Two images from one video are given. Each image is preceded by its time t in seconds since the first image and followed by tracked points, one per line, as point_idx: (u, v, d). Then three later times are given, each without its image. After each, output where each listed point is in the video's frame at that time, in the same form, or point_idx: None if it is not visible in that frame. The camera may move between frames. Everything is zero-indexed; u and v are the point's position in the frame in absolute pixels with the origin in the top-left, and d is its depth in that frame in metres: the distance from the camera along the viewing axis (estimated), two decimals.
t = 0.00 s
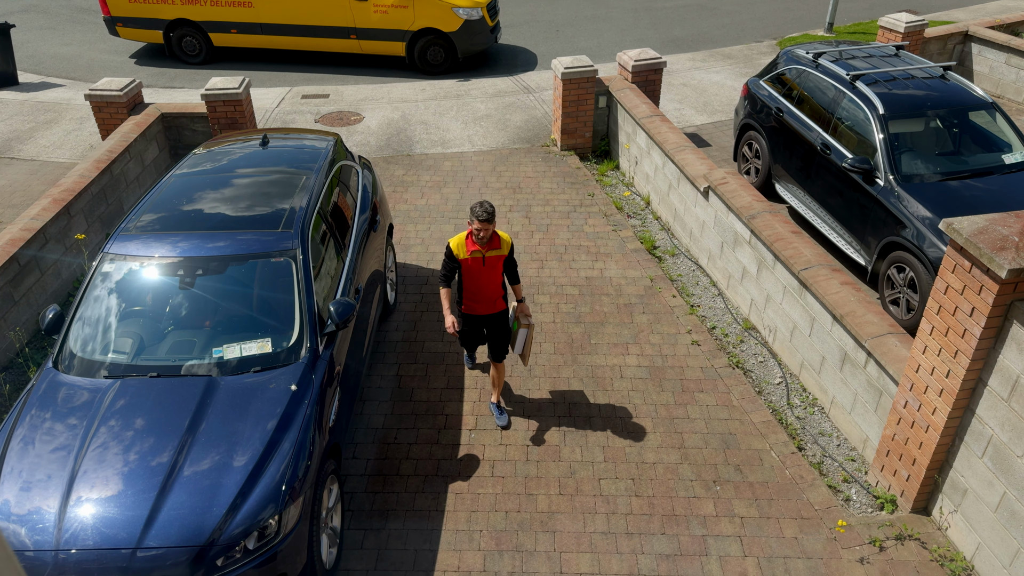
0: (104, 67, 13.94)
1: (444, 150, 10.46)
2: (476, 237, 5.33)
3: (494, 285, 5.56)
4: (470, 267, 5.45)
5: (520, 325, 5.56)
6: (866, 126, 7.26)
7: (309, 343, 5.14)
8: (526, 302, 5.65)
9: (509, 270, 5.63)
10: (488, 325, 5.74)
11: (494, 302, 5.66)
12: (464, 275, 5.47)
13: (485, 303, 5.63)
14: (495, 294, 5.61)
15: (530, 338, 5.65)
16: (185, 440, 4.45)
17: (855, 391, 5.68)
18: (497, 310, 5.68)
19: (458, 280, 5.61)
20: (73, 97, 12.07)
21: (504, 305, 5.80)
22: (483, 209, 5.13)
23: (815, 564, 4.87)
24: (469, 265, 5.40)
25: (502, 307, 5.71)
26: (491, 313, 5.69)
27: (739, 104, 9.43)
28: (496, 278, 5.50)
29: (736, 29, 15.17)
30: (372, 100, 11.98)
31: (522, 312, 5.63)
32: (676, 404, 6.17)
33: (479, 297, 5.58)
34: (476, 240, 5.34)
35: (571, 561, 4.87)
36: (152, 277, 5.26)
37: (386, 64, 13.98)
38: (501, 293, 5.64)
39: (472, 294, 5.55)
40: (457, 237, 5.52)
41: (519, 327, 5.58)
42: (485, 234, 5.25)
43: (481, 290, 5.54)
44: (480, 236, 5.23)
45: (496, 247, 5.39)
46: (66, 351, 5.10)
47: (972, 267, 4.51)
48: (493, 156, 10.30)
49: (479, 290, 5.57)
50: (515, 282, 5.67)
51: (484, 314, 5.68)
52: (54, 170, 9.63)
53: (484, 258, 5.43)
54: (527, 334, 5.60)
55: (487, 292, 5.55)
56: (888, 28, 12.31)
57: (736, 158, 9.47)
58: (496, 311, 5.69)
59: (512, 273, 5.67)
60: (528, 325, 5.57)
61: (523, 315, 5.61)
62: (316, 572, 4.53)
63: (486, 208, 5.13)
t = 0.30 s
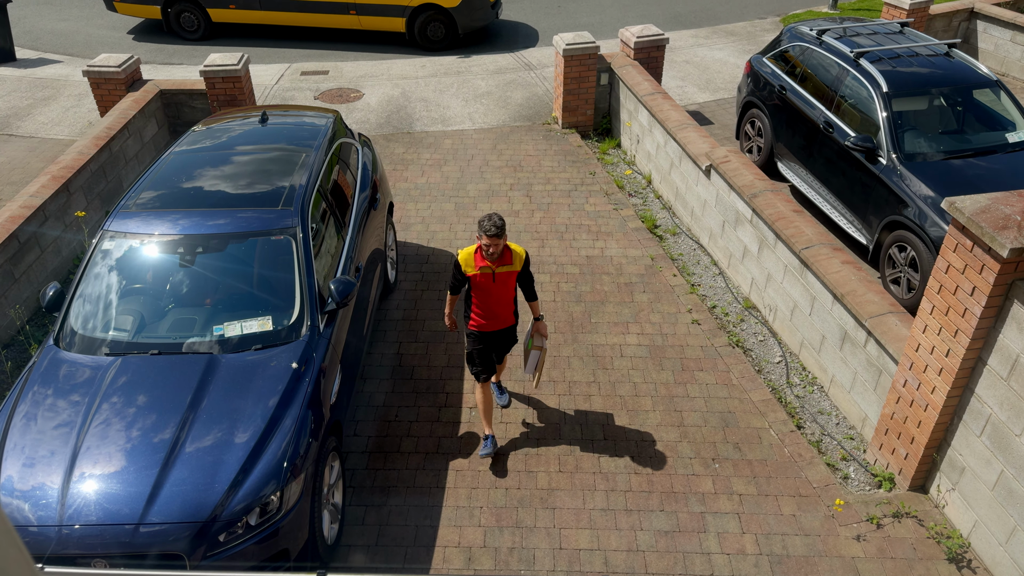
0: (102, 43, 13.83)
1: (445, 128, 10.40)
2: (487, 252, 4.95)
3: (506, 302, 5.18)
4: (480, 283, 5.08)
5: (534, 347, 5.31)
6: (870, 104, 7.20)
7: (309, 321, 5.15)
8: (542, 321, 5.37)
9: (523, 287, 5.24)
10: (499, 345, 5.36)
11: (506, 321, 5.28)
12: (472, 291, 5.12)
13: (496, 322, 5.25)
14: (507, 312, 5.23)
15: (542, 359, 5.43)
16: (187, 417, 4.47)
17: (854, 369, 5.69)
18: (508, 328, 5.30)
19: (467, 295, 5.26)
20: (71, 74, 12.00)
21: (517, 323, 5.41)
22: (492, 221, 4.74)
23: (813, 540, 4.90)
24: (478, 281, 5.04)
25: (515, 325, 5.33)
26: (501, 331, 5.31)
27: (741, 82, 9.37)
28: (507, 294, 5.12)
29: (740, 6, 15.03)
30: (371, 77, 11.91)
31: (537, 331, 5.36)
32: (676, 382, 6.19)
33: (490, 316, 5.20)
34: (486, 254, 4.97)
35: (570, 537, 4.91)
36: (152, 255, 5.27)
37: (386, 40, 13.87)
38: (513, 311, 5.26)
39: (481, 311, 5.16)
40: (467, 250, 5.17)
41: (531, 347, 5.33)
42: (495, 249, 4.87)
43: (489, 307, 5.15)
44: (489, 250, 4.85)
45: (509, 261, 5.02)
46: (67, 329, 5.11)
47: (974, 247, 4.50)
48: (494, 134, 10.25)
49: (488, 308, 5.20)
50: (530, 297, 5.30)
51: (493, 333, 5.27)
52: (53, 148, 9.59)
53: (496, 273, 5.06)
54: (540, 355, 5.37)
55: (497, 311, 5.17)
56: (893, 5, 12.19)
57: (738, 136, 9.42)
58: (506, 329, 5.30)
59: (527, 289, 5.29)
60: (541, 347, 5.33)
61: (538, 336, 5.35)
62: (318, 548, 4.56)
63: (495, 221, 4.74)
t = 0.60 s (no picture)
0: (99, 22, 13.73)
1: (445, 109, 10.35)
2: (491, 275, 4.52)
3: (513, 325, 4.78)
4: (485, 308, 4.66)
5: (549, 368, 4.93)
6: (872, 85, 7.16)
7: (309, 303, 5.14)
8: (552, 340, 5.01)
9: (531, 306, 4.85)
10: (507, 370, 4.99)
11: (514, 343, 4.90)
12: (477, 316, 4.70)
13: (504, 346, 4.86)
14: (515, 334, 4.84)
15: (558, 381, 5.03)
16: (187, 397, 4.48)
17: (853, 351, 5.70)
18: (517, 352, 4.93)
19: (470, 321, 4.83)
20: (68, 53, 11.92)
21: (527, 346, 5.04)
22: (496, 241, 4.30)
23: (810, 521, 4.93)
24: (484, 306, 4.62)
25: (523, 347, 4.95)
26: (510, 355, 4.94)
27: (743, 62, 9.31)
28: (514, 316, 4.72)
29: None
30: (370, 57, 11.83)
31: (549, 351, 4.99)
32: (676, 364, 6.20)
33: (497, 341, 4.81)
34: (491, 278, 4.54)
35: (569, 517, 4.94)
36: (151, 237, 5.26)
37: (385, 20, 13.77)
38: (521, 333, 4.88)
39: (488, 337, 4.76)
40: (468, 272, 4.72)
41: (545, 370, 4.96)
42: (499, 271, 4.44)
43: (497, 332, 4.76)
44: (493, 273, 4.44)
45: (515, 282, 4.61)
46: (67, 310, 5.11)
47: (974, 229, 4.49)
48: (494, 115, 10.20)
49: (495, 334, 4.79)
50: (536, 317, 4.91)
51: (501, 357, 4.91)
52: (51, 128, 9.55)
53: (501, 296, 4.64)
54: (555, 377, 4.98)
55: (504, 334, 4.78)
56: None
57: (739, 117, 9.38)
58: (515, 352, 4.93)
59: (534, 308, 4.90)
60: (556, 367, 4.94)
61: (551, 357, 4.98)
62: (318, 528, 4.58)
63: (498, 242, 4.31)
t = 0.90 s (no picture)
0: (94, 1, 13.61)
1: (443, 89, 10.30)
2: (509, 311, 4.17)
3: (529, 362, 4.44)
4: (500, 345, 4.32)
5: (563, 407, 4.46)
6: (873, 66, 7.12)
7: (308, 285, 5.13)
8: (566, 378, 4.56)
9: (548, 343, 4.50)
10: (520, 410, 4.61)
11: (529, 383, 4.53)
12: (491, 353, 4.35)
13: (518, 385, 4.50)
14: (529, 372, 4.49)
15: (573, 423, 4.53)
16: (187, 378, 4.48)
17: (852, 333, 5.70)
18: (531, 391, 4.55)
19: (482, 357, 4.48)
20: (64, 33, 11.83)
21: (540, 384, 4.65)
22: (520, 276, 3.98)
23: (807, 502, 4.96)
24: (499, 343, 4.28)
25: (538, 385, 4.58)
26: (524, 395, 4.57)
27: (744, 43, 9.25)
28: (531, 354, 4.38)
29: None
30: (368, 37, 11.74)
31: (562, 390, 4.53)
32: (674, 346, 6.21)
33: (510, 378, 4.46)
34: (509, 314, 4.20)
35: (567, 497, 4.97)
36: (148, 218, 5.25)
37: None
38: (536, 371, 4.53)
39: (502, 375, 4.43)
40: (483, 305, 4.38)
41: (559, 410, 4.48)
42: (520, 308, 4.10)
43: (511, 369, 4.42)
44: (513, 310, 4.10)
45: (534, 318, 4.28)
46: (65, 291, 5.10)
47: (974, 211, 4.48)
48: (493, 96, 10.15)
49: (509, 372, 4.44)
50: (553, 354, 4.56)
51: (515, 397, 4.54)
52: (48, 108, 9.49)
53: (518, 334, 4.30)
54: (570, 417, 4.49)
55: (519, 373, 4.44)
56: None
57: (740, 99, 9.33)
58: (529, 390, 4.54)
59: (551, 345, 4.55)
60: (571, 408, 4.47)
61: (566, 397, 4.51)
62: (318, 508, 4.61)
63: (522, 277, 3.99)
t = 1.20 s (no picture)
0: None
1: (441, 70, 10.24)
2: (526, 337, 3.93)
3: (546, 389, 4.20)
4: (515, 370, 4.08)
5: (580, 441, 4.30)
6: (874, 48, 7.07)
7: (305, 268, 5.12)
8: (588, 409, 4.40)
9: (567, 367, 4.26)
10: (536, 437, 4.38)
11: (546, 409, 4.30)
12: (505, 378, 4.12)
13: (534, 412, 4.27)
14: (547, 399, 4.25)
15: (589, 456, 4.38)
16: (186, 360, 4.48)
17: (850, 317, 5.71)
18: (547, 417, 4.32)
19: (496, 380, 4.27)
20: (58, 12, 11.73)
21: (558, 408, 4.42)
22: (538, 304, 3.75)
23: (803, 483, 4.98)
24: (514, 368, 4.04)
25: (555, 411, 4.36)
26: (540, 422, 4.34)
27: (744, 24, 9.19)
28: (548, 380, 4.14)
29: None
30: (366, 17, 11.66)
31: (583, 421, 4.39)
32: (672, 329, 6.22)
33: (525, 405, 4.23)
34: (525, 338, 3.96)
35: (565, 479, 4.99)
36: (146, 200, 5.23)
37: None
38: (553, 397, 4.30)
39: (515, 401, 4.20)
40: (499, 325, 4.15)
41: (576, 443, 4.31)
42: (537, 335, 3.86)
43: (526, 395, 4.18)
44: (529, 336, 3.87)
45: (553, 344, 4.04)
46: (62, 273, 5.08)
47: (974, 194, 4.46)
48: (491, 77, 10.10)
49: (524, 397, 4.22)
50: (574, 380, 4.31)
51: (530, 423, 4.31)
52: (43, 89, 9.43)
53: (535, 360, 4.06)
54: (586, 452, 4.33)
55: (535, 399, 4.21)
56: None
57: (740, 81, 9.29)
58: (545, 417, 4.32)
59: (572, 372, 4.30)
60: (587, 443, 4.30)
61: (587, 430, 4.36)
62: (317, 490, 4.63)
63: (539, 305, 3.76)
